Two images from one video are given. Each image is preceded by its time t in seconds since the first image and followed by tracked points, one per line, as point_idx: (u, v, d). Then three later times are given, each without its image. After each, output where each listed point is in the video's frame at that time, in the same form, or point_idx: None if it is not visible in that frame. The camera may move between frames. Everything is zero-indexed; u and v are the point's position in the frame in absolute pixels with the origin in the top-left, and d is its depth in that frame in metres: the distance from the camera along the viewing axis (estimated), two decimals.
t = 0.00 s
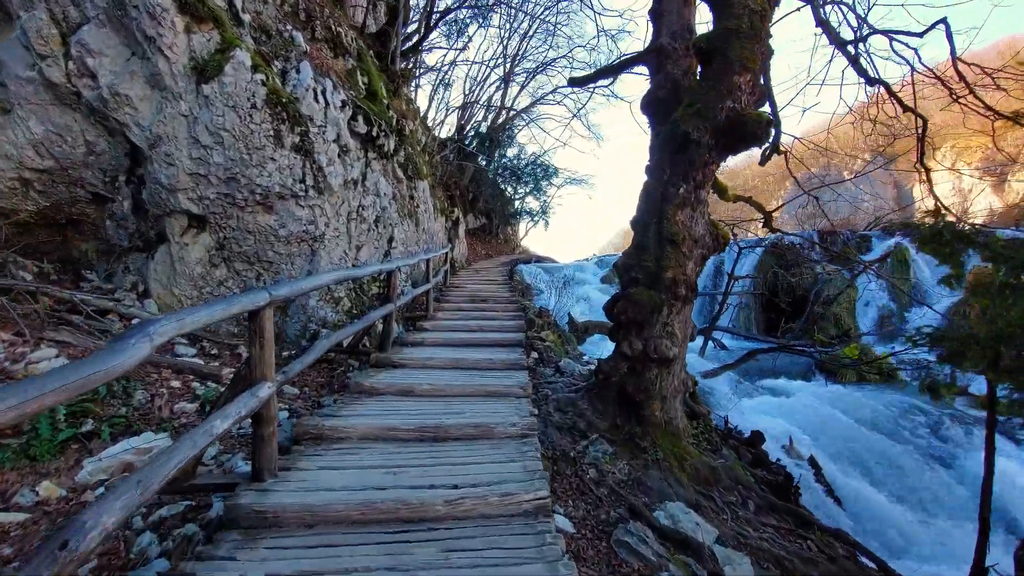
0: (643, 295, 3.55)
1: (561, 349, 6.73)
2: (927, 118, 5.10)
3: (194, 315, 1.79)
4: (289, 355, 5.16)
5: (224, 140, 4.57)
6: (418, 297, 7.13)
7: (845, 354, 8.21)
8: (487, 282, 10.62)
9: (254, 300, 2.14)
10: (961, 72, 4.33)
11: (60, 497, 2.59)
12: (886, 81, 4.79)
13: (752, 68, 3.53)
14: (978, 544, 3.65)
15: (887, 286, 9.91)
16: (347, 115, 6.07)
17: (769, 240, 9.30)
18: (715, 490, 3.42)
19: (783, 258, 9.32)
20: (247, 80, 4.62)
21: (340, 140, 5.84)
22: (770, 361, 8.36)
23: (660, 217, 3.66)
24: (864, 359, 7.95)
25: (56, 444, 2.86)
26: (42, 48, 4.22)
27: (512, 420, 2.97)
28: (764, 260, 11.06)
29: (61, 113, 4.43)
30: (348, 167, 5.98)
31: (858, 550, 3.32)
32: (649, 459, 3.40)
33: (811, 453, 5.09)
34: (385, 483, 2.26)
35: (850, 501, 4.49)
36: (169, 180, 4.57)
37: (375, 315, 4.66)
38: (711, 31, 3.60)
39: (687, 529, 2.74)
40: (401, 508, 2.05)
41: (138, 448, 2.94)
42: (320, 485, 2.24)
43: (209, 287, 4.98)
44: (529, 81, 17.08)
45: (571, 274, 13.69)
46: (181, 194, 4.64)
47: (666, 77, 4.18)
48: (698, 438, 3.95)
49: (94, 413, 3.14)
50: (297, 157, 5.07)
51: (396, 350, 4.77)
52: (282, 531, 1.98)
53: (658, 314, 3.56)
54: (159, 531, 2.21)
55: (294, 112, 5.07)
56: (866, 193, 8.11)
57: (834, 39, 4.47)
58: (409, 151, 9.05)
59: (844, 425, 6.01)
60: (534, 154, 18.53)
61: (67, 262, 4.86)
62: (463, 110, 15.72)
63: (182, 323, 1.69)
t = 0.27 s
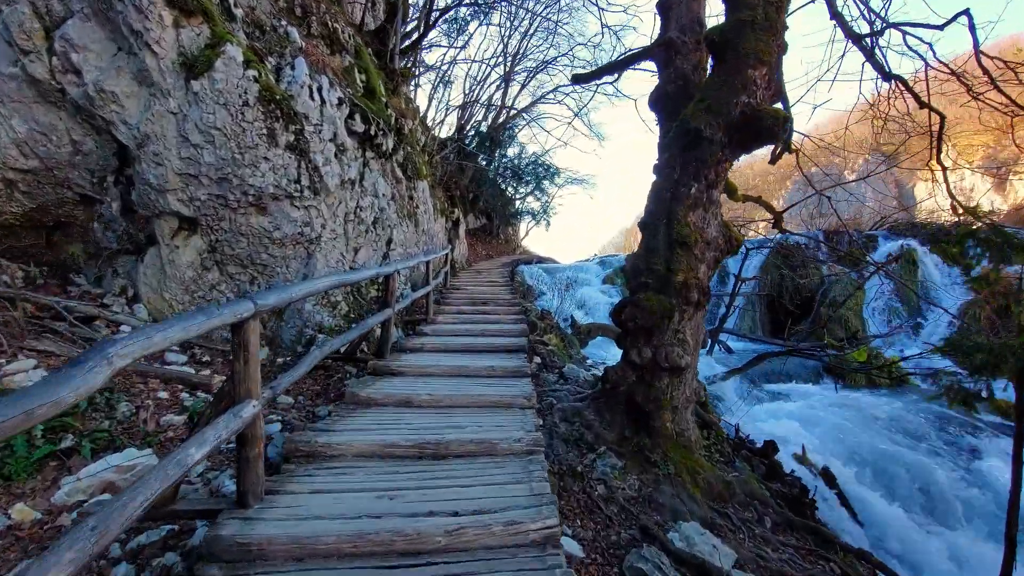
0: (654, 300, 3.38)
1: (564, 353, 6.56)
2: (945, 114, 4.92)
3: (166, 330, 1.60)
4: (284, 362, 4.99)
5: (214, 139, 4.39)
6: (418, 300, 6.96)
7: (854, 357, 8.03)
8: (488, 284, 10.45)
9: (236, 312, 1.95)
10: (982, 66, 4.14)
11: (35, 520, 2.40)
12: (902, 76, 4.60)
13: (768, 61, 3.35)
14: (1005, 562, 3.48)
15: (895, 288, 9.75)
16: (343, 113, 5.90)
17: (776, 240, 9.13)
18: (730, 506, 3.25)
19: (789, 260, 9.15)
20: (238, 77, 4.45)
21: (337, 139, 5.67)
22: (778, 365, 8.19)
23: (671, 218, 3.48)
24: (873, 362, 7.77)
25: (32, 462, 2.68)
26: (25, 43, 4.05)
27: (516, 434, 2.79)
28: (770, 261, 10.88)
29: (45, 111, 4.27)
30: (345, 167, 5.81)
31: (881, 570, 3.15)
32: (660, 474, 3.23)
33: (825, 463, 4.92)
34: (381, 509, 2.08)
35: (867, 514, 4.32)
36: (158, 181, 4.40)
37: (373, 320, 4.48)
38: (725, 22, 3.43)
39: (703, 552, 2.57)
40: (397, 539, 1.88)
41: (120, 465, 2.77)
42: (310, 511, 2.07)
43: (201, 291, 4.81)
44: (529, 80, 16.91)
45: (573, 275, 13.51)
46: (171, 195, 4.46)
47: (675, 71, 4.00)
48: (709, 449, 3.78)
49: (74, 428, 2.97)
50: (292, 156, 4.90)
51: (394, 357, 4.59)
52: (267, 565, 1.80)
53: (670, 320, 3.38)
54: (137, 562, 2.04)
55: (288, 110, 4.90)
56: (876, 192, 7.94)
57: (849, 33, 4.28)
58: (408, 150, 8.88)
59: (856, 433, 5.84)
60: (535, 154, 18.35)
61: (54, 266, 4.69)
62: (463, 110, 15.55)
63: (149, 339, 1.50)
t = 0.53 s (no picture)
0: (663, 306, 3.24)
1: (567, 357, 6.42)
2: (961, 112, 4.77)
3: (140, 346, 1.48)
4: (279, 367, 4.85)
5: (206, 138, 4.24)
6: (417, 303, 6.81)
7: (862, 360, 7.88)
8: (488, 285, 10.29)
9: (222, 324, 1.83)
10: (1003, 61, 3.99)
11: (9, 542, 2.21)
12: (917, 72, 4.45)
13: (783, 56, 3.20)
14: None
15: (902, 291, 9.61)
16: (340, 112, 5.75)
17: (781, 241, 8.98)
18: (744, 522, 3.10)
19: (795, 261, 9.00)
20: (230, 73, 4.30)
21: (333, 138, 5.53)
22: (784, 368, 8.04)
23: (681, 220, 3.34)
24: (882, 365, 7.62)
25: (9, 479, 2.51)
26: (9, 38, 3.90)
27: (521, 449, 2.64)
28: (774, 262, 10.73)
29: (31, 109, 4.11)
30: (342, 167, 5.66)
31: None
32: (671, 488, 3.08)
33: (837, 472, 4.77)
34: (376, 536, 1.93)
35: (883, 526, 4.17)
36: (148, 181, 4.25)
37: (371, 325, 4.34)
38: (737, 16, 3.29)
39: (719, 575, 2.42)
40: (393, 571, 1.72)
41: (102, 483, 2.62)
42: (299, 537, 1.92)
43: (193, 295, 4.66)
44: (530, 79, 16.75)
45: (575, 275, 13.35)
46: (161, 196, 4.31)
47: (683, 67, 3.86)
48: (720, 460, 3.63)
49: (55, 442, 2.81)
50: (287, 155, 4.75)
51: (393, 364, 4.44)
52: None
53: (680, 327, 3.24)
54: None
55: (283, 108, 4.76)
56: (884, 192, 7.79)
57: (863, 28, 4.13)
58: (407, 150, 8.72)
59: (867, 440, 5.69)
60: (536, 153, 18.20)
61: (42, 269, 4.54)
62: (463, 109, 15.39)
63: (114, 360, 1.36)
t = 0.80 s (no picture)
0: (676, 309, 3.08)
1: (571, 360, 6.26)
2: (981, 106, 4.60)
3: (106, 358, 1.31)
4: (274, 372, 4.68)
5: (197, 134, 4.08)
6: (417, 305, 6.65)
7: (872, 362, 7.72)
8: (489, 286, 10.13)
9: (205, 329, 1.68)
10: None
11: None
12: (937, 64, 4.29)
13: (803, 45, 3.04)
14: None
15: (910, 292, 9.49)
16: (338, 108, 5.60)
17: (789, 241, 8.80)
18: (763, 536, 2.93)
19: (802, 261, 8.84)
20: (222, 67, 4.14)
21: (331, 136, 5.37)
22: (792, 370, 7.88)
23: (695, 217, 3.18)
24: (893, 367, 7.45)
25: None
26: None
27: (528, 462, 2.47)
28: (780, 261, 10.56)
29: (16, 104, 3.96)
30: (340, 165, 5.50)
31: None
32: (686, 501, 2.91)
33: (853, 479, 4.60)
34: (373, 564, 1.76)
35: (903, 538, 4.00)
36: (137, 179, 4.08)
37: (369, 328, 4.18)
38: (754, 4, 3.14)
39: None
40: None
41: (81, 499, 2.44)
42: (290, 565, 1.75)
43: (185, 297, 4.49)
44: (530, 77, 16.60)
45: (576, 276, 13.19)
46: (151, 194, 4.15)
47: (695, 59, 3.70)
48: (735, 470, 3.47)
49: (34, 454, 2.63)
50: (282, 152, 4.59)
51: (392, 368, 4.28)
52: None
53: (694, 331, 3.08)
54: None
55: (279, 103, 4.60)
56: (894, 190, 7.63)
57: (881, 18, 3.97)
58: (407, 148, 8.56)
59: (881, 445, 5.53)
60: (536, 153, 18.04)
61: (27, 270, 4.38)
62: (463, 108, 15.24)
63: (70, 376, 1.19)
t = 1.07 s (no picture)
0: (688, 314, 2.96)
1: (573, 364, 6.14)
2: (996, 103, 4.48)
3: (73, 375, 1.18)
4: (271, 377, 4.56)
5: (191, 132, 3.95)
6: (418, 307, 6.53)
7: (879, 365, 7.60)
8: (490, 288, 10.00)
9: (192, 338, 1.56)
10: None
11: None
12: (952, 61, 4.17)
13: (819, 39, 2.93)
14: None
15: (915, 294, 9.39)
16: (337, 107, 5.48)
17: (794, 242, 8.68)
18: (778, 550, 2.81)
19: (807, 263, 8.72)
20: (217, 63, 4.02)
21: (328, 135, 5.24)
22: (797, 374, 7.76)
23: (706, 218, 3.06)
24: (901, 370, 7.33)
25: None
26: None
27: (535, 475, 2.35)
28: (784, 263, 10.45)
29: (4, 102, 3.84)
30: (338, 164, 5.38)
31: None
32: (698, 514, 2.79)
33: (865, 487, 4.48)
34: None
35: (919, 548, 3.87)
36: (129, 178, 3.96)
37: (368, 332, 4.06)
38: None
39: None
40: None
41: (66, 514, 2.28)
42: None
43: (179, 300, 4.37)
44: (531, 78, 16.49)
45: (577, 277, 13.07)
46: (144, 194, 4.03)
47: (705, 54, 3.58)
48: (747, 479, 3.36)
49: (17, 465, 2.50)
50: (278, 151, 4.47)
51: (392, 373, 4.16)
52: None
53: (706, 336, 2.96)
54: None
55: (275, 101, 4.47)
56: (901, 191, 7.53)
57: (896, 13, 3.86)
58: (406, 148, 8.44)
59: (891, 451, 5.41)
60: (537, 154, 17.92)
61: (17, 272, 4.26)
62: (463, 108, 15.12)
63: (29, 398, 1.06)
